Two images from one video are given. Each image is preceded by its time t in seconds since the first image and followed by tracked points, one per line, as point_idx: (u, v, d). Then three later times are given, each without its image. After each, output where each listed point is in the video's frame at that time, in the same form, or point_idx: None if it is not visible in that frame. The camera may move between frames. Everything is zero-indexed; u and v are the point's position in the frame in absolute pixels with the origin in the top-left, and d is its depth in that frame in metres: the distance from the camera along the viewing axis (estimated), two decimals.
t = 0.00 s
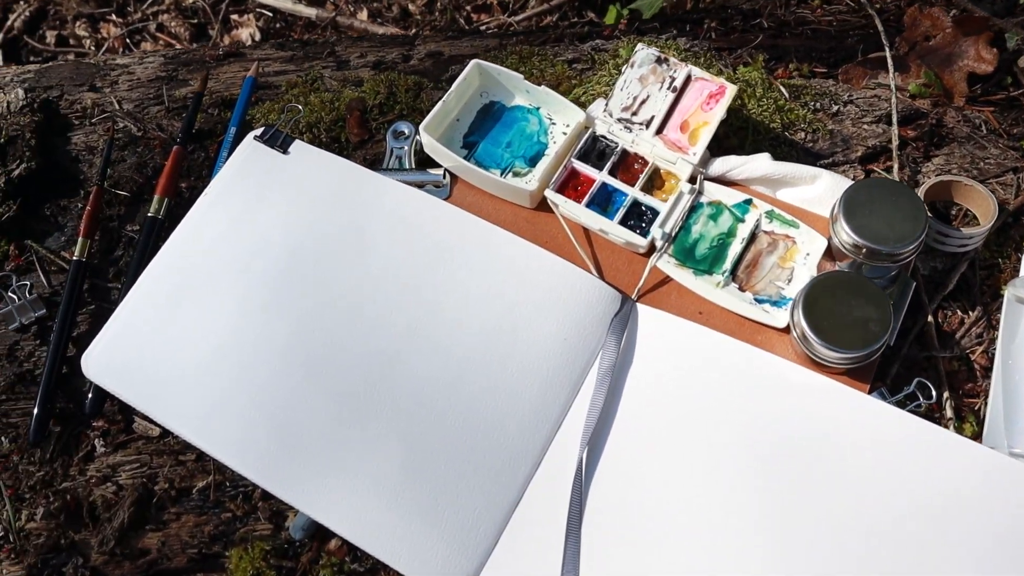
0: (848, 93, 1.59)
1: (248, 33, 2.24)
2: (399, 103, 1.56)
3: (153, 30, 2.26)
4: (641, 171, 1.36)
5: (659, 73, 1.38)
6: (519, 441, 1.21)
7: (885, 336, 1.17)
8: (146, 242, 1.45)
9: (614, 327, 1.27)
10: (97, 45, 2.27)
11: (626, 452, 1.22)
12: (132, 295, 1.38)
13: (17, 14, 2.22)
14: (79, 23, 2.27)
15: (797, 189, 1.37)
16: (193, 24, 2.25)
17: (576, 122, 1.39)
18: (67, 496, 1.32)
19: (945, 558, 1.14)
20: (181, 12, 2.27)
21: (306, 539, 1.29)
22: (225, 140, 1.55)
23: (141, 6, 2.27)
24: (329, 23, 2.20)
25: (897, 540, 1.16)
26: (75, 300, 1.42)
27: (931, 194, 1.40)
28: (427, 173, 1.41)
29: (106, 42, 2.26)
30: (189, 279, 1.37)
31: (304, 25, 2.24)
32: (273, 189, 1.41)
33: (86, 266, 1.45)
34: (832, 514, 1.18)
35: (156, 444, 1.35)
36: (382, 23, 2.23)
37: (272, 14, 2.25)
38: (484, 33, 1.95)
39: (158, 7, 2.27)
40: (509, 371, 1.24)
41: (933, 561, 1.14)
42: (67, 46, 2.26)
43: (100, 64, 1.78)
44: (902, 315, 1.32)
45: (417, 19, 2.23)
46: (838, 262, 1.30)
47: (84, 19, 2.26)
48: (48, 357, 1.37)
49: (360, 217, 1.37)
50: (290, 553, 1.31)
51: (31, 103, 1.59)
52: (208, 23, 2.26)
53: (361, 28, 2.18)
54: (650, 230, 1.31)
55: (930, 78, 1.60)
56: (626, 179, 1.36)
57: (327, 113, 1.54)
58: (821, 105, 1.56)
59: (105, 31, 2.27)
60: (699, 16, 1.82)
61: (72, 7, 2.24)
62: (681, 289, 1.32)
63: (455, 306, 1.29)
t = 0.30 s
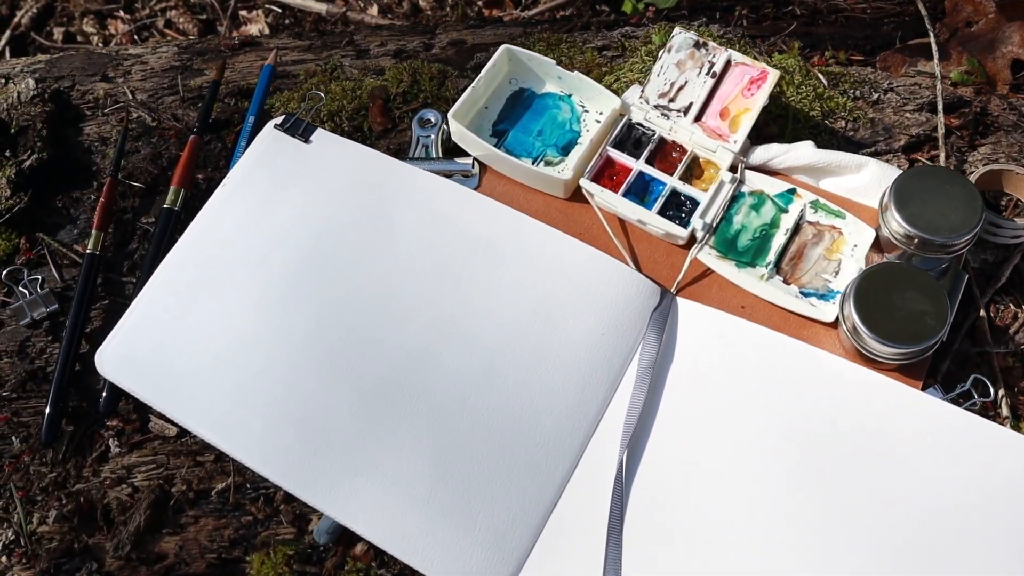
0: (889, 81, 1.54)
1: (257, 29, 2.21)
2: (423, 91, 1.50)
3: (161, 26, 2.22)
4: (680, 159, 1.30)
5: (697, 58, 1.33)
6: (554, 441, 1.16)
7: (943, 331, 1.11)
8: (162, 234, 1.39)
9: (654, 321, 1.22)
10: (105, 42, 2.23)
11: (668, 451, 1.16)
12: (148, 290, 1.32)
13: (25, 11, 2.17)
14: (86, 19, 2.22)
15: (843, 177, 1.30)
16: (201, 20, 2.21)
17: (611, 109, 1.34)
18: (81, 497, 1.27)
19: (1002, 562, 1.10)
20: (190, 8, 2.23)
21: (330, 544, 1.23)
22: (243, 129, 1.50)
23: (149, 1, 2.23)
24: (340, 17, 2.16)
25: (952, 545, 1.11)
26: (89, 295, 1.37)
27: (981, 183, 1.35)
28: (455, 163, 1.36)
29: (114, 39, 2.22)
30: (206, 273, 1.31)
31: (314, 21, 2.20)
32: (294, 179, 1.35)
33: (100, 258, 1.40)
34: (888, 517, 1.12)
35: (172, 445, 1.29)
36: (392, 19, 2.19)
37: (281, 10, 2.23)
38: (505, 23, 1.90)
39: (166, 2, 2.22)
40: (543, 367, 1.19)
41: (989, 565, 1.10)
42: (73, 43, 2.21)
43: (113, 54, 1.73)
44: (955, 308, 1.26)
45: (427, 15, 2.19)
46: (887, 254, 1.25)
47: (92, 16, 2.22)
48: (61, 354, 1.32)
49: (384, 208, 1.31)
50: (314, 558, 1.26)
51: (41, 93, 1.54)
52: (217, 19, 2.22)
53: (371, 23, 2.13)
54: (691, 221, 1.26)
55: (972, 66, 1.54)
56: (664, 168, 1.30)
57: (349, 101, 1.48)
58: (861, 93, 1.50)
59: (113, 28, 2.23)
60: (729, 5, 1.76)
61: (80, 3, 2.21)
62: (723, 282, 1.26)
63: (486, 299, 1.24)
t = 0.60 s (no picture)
0: (927, 76, 1.48)
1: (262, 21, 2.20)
2: (449, 84, 1.44)
3: (164, 18, 2.23)
4: (720, 156, 1.25)
5: (738, 50, 1.27)
6: (594, 451, 1.12)
7: (1000, 336, 1.07)
8: (178, 230, 1.33)
9: (698, 325, 1.17)
10: (106, 32, 2.23)
11: (713, 463, 1.12)
12: (164, 289, 1.27)
13: (25, 1, 2.20)
14: (87, 10, 2.23)
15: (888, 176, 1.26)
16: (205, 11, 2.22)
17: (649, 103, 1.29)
18: (94, 505, 1.22)
19: None
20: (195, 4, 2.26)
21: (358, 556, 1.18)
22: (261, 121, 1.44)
23: None
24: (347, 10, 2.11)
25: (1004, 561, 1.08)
26: (102, 293, 1.31)
27: None
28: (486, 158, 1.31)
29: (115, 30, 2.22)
30: (226, 271, 1.26)
31: (319, 13, 2.17)
32: (317, 173, 1.30)
33: (113, 255, 1.34)
34: (942, 533, 1.09)
35: (190, 451, 1.24)
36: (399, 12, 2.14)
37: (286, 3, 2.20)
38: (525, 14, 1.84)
39: None
40: (582, 375, 1.15)
41: None
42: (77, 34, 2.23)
43: (122, 42, 1.68)
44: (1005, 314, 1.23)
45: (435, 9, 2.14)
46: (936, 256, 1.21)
47: (94, 6, 2.23)
48: (73, 355, 1.26)
49: (413, 205, 1.26)
50: (341, 570, 1.21)
51: (50, 82, 1.48)
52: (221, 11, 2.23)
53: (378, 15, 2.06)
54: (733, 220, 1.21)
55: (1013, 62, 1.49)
56: (704, 165, 1.25)
57: (372, 93, 1.43)
58: (899, 89, 1.45)
59: (115, 19, 2.23)
60: None
61: None
62: (766, 283, 1.22)
63: (522, 302, 1.20)
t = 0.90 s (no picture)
0: (973, 80, 1.45)
1: (274, 21, 2.24)
2: (483, 87, 1.41)
3: (176, 17, 2.25)
4: (769, 163, 1.22)
5: (786, 54, 1.24)
6: (644, 468, 1.09)
7: None
8: (208, 238, 1.30)
9: (748, 339, 1.14)
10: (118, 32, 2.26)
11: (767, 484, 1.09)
12: (195, 297, 1.23)
13: (36, 1, 2.23)
14: (98, 9, 2.26)
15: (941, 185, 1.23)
16: (216, 11, 2.26)
17: (694, 109, 1.25)
18: (124, 521, 1.18)
19: None
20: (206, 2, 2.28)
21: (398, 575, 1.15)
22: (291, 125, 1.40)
23: None
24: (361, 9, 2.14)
25: None
26: (129, 302, 1.28)
27: None
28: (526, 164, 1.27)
29: (127, 30, 2.25)
30: (260, 280, 1.22)
31: (332, 13, 2.21)
32: (353, 180, 1.26)
33: (140, 263, 1.31)
34: (1006, 556, 1.05)
35: (223, 465, 1.21)
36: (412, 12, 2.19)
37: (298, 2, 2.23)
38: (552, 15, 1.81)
39: None
40: (631, 389, 1.12)
41: None
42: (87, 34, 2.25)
43: (145, 43, 1.65)
44: None
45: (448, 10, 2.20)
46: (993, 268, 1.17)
47: (105, 5, 2.25)
48: (101, 367, 1.23)
49: (453, 213, 1.23)
50: None
51: (73, 84, 1.45)
52: (233, 10, 2.26)
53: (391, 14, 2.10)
54: (783, 229, 1.18)
55: None
56: (752, 173, 1.22)
57: (405, 96, 1.39)
58: (946, 94, 1.41)
59: (126, 19, 2.26)
60: None
61: None
62: (817, 295, 1.18)
63: (567, 314, 1.16)
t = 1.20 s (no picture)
0: (1008, 97, 1.43)
1: (286, 23, 2.25)
2: (513, 101, 1.39)
3: (188, 18, 2.26)
4: (807, 183, 1.20)
5: (825, 72, 1.22)
6: (683, 493, 1.08)
7: None
8: (236, 253, 1.28)
9: (788, 362, 1.12)
10: (129, 32, 2.28)
11: (805, 512, 1.08)
12: (225, 315, 1.21)
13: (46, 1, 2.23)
14: (110, 9, 2.26)
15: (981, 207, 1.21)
16: (229, 12, 2.26)
17: (731, 127, 1.23)
18: (153, 541, 1.17)
19: None
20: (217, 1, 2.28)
21: None
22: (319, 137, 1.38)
23: None
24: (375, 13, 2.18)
25: None
26: (156, 317, 1.26)
27: None
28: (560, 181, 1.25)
29: (138, 30, 2.26)
30: (291, 298, 1.20)
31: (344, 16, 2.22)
32: (386, 196, 1.24)
33: (167, 278, 1.29)
34: None
35: (253, 485, 1.19)
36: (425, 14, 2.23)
37: (311, 4, 2.23)
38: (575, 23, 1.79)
39: None
40: (670, 412, 1.11)
41: None
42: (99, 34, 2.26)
43: (166, 50, 1.63)
44: None
45: (461, 11, 2.24)
46: None
47: (116, 6, 2.26)
48: (128, 384, 1.21)
49: (487, 230, 1.21)
50: None
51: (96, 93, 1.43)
52: (245, 11, 2.27)
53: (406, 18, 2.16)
54: (821, 251, 1.17)
55: None
56: (790, 193, 1.20)
57: (435, 109, 1.37)
58: (980, 111, 1.40)
59: (138, 19, 2.27)
60: (824, 12, 1.64)
61: None
62: (856, 318, 1.17)
63: (605, 335, 1.15)
